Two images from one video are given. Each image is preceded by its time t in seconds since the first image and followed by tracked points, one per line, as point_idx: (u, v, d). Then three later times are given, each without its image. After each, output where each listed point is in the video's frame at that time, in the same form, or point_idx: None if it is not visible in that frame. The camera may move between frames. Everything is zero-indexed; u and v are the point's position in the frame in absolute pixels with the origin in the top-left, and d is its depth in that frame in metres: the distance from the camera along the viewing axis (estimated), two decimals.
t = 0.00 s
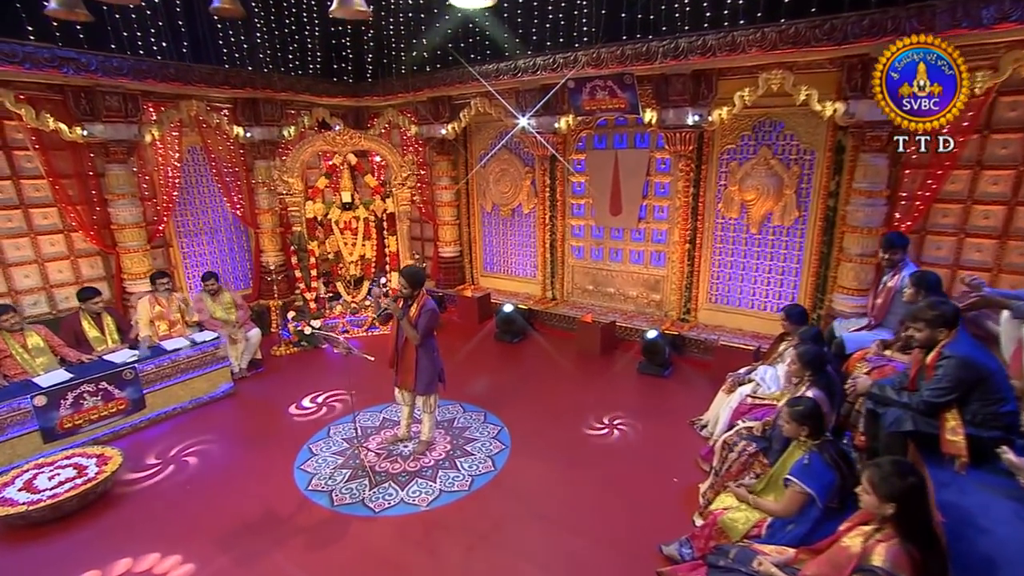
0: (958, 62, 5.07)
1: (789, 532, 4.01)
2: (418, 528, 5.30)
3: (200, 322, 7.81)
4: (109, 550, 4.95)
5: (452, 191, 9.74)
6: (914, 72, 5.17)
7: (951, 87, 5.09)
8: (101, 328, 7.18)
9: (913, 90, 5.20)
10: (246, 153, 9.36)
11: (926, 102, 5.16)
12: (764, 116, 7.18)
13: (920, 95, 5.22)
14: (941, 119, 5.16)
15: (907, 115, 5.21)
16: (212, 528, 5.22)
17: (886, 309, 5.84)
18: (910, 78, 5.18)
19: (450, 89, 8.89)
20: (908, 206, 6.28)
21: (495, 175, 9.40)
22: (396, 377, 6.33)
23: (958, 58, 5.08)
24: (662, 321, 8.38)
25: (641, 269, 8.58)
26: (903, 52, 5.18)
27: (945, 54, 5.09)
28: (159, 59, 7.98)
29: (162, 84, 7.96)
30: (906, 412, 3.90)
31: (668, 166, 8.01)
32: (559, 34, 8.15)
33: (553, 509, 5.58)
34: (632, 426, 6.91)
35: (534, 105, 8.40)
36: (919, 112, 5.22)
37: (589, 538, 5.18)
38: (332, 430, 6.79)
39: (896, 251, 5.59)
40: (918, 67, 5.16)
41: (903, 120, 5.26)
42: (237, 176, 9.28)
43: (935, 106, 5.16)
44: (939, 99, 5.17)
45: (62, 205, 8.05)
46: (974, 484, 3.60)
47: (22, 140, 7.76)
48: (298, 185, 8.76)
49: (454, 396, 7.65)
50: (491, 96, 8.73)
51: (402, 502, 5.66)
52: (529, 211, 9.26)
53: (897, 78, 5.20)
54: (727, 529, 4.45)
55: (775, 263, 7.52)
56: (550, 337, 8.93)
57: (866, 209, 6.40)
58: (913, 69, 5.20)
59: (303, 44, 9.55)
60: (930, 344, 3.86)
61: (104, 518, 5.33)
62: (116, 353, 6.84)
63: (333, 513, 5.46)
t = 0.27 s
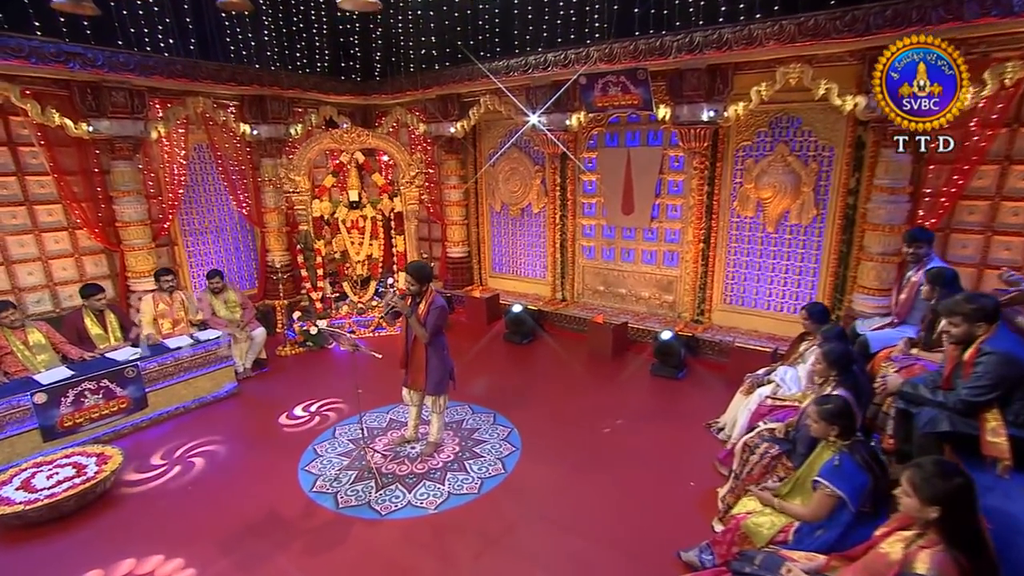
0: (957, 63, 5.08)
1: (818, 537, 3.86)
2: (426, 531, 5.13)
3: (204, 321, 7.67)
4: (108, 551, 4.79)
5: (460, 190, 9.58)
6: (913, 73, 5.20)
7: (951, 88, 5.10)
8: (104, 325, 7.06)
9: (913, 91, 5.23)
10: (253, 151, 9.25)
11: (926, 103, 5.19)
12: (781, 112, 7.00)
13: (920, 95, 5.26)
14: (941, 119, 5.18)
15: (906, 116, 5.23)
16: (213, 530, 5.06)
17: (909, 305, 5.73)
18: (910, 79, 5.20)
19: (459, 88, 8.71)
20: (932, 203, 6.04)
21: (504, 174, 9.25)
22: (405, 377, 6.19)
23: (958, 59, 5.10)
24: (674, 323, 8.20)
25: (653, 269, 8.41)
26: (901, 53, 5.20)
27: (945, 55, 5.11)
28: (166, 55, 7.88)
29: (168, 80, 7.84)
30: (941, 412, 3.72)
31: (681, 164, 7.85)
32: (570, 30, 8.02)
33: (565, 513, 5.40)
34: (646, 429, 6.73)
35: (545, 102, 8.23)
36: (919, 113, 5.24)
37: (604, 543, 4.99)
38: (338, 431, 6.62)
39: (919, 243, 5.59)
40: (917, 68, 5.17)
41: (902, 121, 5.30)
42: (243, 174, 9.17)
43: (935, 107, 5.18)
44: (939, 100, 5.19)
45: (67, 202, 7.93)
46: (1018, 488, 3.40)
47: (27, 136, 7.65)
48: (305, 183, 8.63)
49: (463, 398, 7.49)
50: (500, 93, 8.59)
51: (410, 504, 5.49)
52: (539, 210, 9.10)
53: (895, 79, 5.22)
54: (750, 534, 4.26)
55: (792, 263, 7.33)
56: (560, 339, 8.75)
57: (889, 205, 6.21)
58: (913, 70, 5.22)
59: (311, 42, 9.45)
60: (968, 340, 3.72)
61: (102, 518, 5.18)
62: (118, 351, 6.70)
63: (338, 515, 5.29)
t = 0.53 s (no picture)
0: (957, 63, 5.14)
1: (844, 542, 3.70)
2: (432, 535, 4.96)
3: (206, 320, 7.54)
4: (103, 554, 4.64)
5: (466, 189, 9.45)
6: (912, 73, 5.34)
7: (951, 88, 5.19)
8: (104, 324, 6.94)
9: (912, 91, 5.39)
10: (256, 149, 9.14)
11: (924, 103, 5.30)
12: (794, 108, 6.86)
13: (918, 95, 5.41)
14: (941, 119, 5.28)
15: (905, 116, 5.41)
16: (212, 533, 4.90)
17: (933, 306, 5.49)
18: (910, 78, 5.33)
19: (467, 85, 8.55)
20: (953, 199, 5.88)
21: (511, 173, 9.13)
22: (413, 376, 6.06)
23: (958, 59, 5.15)
24: (684, 324, 8.05)
25: (662, 269, 8.26)
26: (900, 53, 5.34)
27: (944, 55, 5.17)
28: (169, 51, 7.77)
29: (171, 76, 7.71)
30: (973, 412, 3.56)
31: (692, 162, 7.71)
32: (579, 27, 7.90)
33: (575, 516, 5.24)
34: (657, 431, 6.56)
35: (553, 99, 8.12)
36: (917, 113, 5.38)
37: (616, 548, 4.82)
38: (341, 432, 6.47)
39: (944, 242, 5.30)
40: (917, 68, 5.31)
41: (901, 120, 5.49)
42: (247, 173, 9.05)
43: (934, 107, 5.27)
44: (939, 101, 5.32)
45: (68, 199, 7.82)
46: None
47: (28, 133, 7.54)
48: (309, 181, 8.51)
49: (469, 399, 7.34)
50: (507, 90, 8.46)
51: (415, 507, 5.32)
52: (546, 210, 8.97)
53: (895, 78, 5.40)
54: (771, 539, 4.09)
55: (805, 262, 7.18)
56: (567, 340, 8.59)
57: (907, 202, 6.06)
58: (911, 70, 5.35)
59: (316, 40, 9.34)
60: (1003, 336, 3.65)
61: (99, 520, 5.03)
62: (117, 350, 6.57)
63: (341, 518, 5.13)
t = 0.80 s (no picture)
0: (958, 62, 5.10)
1: (878, 548, 3.56)
2: (439, 540, 4.76)
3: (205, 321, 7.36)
4: (95, 560, 4.44)
5: (472, 189, 9.28)
6: (912, 73, 5.27)
7: (951, 88, 5.15)
8: (100, 323, 6.75)
9: (911, 91, 5.32)
10: (258, 148, 8.99)
11: (924, 103, 5.25)
12: (808, 104, 6.70)
13: (919, 95, 5.32)
14: (941, 119, 5.20)
15: (907, 114, 5.37)
16: (210, 538, 4.70)
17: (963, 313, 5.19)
18: (908, 79, 5.30)
19: (472, 83, 8.42)
20: (975, 196, 5.71)
21: (517, 172, 8.96)
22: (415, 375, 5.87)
23: (957, 59, 5.10)
24: (695, 326, 7.87)
25: (672, 270, 8.08)
26: (900, 53, 5.30)
27: (944, 55, 5.12)
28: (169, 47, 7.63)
29: (172, 72, 7.58)
30: (1013, 411, 3.36)
31: (703, 160, 7.55)
32: (587, 23, 7.75)
33: (586, 522, 5.04)
34: (670, 435, 6.38)
35: (561, 97, 7.97)
36: (917, 113, 5.33)
37: (630, 554, 4.62)
38: (343, 435, 6.27)
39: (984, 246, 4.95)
40: (917, 68, 5.24)
41: (901, 121, 5.43)
42: (248, 172, 8.90)
43: (933, 107, 5.24)
44: (940, 100, 5.22)
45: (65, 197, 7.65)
46: None
47: (25, 128, 7.37)
48: (311, 180, 8.35)
49: (475, 401, 7.15)
50: (514, 88, 8.29)
51: (420, 512, 5.12)
52: (553, 210, 8.80)
53: (895, 79, 5.34)
54: (796, 544, 4.00)
55: (820, 262, 7.00)
56: (575, 343, 8.40)
57: (927, 199, 5.89)
58: (912, 70, 5.30)
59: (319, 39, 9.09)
60: None
61: (91, 524, 4.83)
62: (114, 349, 6.39)
63: (343, 523, 4.94)
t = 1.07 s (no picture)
0: (958, 62, 4.96)
1: (914, 555, 3.37)
2: (444, 547, 4.54)
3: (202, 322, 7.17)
4: (83, 567, 4.22)
5: (475, 189, 9.10)
6: (912, 73, 5.09)
7: (951, 88, 5.03)
8: (93, 322, 6.51)
9: (911, 92, 5.14)
10: (258, 146, 8.81)
11: (925, 103, 5.08)
12: (822, 100, 6.55)
13: (919, 96, 5.15)
14: (940, 120, 5.04)
15: (905, 117, 5.17)
16: (204, 544, 4.48)
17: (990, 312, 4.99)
18: (909, 80, 5.11)
19: (476, 80, 8.26)
20: (998, 192, 5.51)
21: (522, 172, 8.80)
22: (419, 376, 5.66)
23: (957, 58, 5.00)
24: (704, 328, 7.69)
25: (680, 271, 7.91)
26: (901, 53, 5.07)
27: (945, 55, 4.98)
28: (167, 43, 7.46)
29: (170, 68, 7.41)
30: None
31: (713, 158, 7.39)
32: (594, 19, 7.60)
33: (599, 528, 4.83)
34: (682, 439, 6.18)
35: (567, 94, 7.80)
36: (917, 113, 5.15)
37: (646, 562, 4.41)
38: (344, 438, 6.06)
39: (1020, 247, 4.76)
40: (914, 69, 5.07)
41: (901, 122, 5.22)
42: (247, 171, 8.72)
43: (934, 107, 5.07)
44: (939, 101, 5.09)
45: (59, 194, 7.45)
46: None
47: (19, 124, 7.18)
48: (311, 178, 8.17)
49: (480, 404, 6.95)
50: (519, 85, 8.13)
51: (425, 517, 4.91)
52: (558, 210, 8.63)
53: (894, 79, 5.14)
54: (824, 551, 3.79)
55: (834, 262, 6.83)
56: (581, 346, 8.20)
57: (947, 196, 5.72)
58: (912, 70, 5.12)
59: (320, 36, 8.96)
60: None
61: (80, 530, 4.61)
62: (107, 350, 6.18)
63: (345, 528, 4.72)
